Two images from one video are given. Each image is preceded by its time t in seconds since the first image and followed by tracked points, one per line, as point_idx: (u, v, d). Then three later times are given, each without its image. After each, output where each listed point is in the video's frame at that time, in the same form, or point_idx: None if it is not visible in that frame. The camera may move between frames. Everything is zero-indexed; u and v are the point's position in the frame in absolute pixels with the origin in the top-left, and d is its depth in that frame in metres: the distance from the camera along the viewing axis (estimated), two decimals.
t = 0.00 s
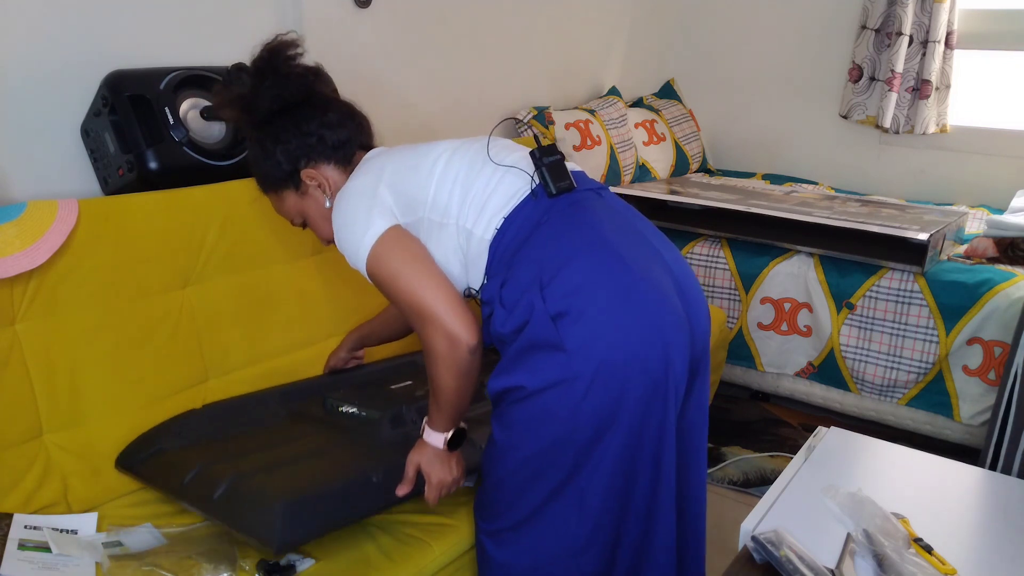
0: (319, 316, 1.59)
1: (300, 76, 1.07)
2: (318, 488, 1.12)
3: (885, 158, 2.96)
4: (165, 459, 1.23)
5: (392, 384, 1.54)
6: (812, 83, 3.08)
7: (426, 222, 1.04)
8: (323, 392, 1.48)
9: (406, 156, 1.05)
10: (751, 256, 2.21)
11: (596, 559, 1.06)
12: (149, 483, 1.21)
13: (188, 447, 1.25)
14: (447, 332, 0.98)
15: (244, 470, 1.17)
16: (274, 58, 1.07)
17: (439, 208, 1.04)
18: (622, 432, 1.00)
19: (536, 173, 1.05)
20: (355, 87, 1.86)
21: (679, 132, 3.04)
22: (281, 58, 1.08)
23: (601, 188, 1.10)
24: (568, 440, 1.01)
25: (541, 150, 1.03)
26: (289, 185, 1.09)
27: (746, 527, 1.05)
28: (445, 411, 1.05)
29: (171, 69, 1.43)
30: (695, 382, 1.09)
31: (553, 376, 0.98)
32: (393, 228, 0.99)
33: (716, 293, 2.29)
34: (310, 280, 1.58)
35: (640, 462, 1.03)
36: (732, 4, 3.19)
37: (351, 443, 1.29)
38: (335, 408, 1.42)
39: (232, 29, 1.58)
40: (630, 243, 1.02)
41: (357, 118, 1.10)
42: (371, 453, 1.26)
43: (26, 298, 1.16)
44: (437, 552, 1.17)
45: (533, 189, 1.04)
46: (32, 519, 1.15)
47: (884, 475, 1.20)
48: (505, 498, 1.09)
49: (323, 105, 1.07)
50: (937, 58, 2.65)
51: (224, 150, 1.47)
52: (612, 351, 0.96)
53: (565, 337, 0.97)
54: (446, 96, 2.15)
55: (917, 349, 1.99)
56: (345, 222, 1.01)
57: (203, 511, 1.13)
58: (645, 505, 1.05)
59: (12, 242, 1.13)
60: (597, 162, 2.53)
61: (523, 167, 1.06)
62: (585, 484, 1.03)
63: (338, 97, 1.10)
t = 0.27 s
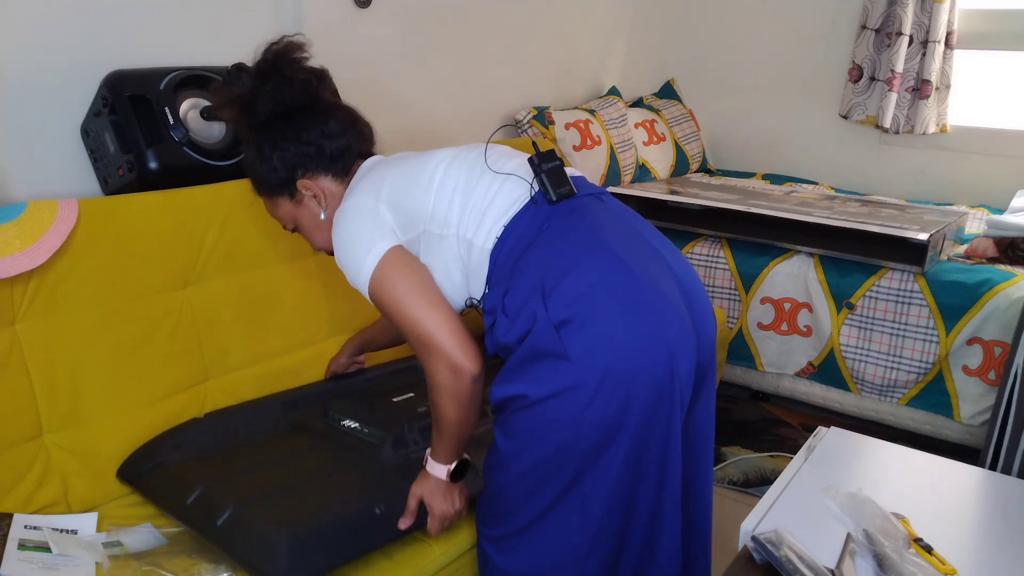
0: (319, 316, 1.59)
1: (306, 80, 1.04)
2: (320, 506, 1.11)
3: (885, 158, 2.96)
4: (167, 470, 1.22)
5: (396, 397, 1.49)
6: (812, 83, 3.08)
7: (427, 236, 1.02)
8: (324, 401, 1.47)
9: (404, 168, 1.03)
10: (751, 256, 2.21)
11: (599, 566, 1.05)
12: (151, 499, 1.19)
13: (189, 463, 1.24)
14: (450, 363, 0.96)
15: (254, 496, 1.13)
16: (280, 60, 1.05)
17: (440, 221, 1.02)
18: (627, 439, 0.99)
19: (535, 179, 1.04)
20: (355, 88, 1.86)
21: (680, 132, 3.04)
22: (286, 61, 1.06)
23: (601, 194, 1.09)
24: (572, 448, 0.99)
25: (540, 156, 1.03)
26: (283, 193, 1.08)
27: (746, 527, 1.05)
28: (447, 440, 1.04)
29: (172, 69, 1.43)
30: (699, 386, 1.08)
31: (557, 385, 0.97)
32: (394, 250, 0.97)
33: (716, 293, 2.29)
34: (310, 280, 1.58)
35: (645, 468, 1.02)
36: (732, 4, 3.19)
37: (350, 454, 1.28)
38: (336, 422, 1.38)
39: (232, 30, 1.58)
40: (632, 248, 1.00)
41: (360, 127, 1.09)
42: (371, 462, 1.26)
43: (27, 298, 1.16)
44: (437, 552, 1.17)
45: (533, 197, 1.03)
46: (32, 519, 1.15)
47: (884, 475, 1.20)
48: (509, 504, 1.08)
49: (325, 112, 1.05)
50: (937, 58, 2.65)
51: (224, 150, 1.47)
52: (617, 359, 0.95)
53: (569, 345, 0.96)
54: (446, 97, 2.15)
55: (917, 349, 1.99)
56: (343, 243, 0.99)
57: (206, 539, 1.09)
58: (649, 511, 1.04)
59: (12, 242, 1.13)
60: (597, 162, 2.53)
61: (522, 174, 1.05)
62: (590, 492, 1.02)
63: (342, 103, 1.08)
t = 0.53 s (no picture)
0: (319, 316, 1.59)
1: (314, 83, 1.05)
2: (325, 529, 1.10)
3: (885, 158, 2.96)
4: (169, 485, 1.22)
5: (401, 406, 1.46)
6: (811, 83, 3.08)
7: (416, 247, 1.00)
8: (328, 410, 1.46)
9: (391, 179, 1.00)
10: (751, 256, 2.21)
11: None
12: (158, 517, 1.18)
13: (190, 479, 1.23)
14: (444, 383, 0.94)
15: (261, 519, 1.12)
16: (289, 63, 1.05)
17: (427, 231, 0.99)
18: (619, 451, 0.94)
19: (523, 185, 1.00)
20: (354, 87, 1.86)
21: (679, 132, 3.04)
22: (295, 65, 1.06)
23: (595, 198, 1.05)
24: (561, 460, 0.95)
25: (527, 161, 0.99)
26: (279, 196, 1.07)
27: (746, 527, 1.05)
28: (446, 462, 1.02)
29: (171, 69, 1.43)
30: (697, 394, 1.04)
31: (545, 395, 0.93)
32: (388, 267, 0.95)
33: (716, 293, 2.29)
34: (310, 279, 1.57)
35: (639, 479, 0.98)
36: (732, 4, 3.19)
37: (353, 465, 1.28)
38: (341, 435, 1.36)
39: (231, 29, 1.58)
40: (624, 252, 0.96)
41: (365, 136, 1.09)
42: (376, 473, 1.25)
43: (26, 298, 1.16)
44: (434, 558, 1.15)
45: (521, 204, 0.99)
46: (32, 519, 1.15)
47: (884, 475, 1.20)
48: (500, 516, 1.04)
49: (331, 117, 1.05)
50: (937, 58, 2.65)
51: (224, 150, 1.47)
52: (606, 367, 0.91)
53: (555, 353, 0.92)
54: (446, 97, 2.15)
55: (917, 349, 1.99)
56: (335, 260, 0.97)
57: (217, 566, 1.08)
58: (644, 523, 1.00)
59: (12, 242, 1.13)
60: (597, 162, 2.53)
61: (511, 181, 1.01)
62: (580, 505, 0.97)
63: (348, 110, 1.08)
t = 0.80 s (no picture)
0: (320, 315, 1.59)
1: (305, 88, 1.04)
2: (326, 539, 1.10)
3: (885, 158, 2.96)
4: (171, 491, 1.22)
5: (402, 412, 1.46)
6: (811, 83, 3.08)
7: (397, 259, 0.98)
8: (329, 414, 1.46)
9: (367, 189, 0.98)
10: (751, 256, 2.21)
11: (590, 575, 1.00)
12: (156, 522, 1.18)
13: (191, 485, 1.23)
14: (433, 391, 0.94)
15: (263, 530, 1.11)
16: (280, 66, 1.04)
17: (406, 242, 0.96)
18: (606, 447, 0.93)
19: (495, 188, 0.97)
20: (354, 87, 1.86)
21: (679, 132, 3.04)
22: (286, 68, 1.05)
23: (574, 189, 1.02)
24: (546, 460, 0.93)
25: (496, 162, 0.97)
26: (264, 198, 1.07)
27: (746, 527, 1.05)
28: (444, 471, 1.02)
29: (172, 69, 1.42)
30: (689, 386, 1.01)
31: (526, 393, 0.91)
32: (373, 278, 0.95)
33: (716, 293, 2.29)
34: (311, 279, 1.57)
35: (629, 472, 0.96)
36: (732, 4, 3.19)
37: (352, 468, 1.28)
38: (341, 440, 1.36)
39: (231, 30, 1.58)
40: (602, 246, 0.93)
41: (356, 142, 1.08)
42: (376, 476, 1.25)
43: (26, 298, 1.16)
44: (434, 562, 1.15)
45: (492, 208, 0.97)
46: (32, 519, 1.16)
47: (884, 474, 1.20)
48: (492, 516, 1.02)
49: (319, 121, 1.04)
50: (937, 58, 2.65)
51: (223, 150, 1.47)
52: (585, 364, 0.89)
53: (534, 353, 0.90)
54: (445, 97, 2.15)
55: (917, 349, 1.99)
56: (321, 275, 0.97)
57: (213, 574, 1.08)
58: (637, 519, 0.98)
59: (12, 242, 1.13)
60: (597, 162, 2.53)
61: (482, 185, 0.97)
62: (571, 504, 0.96)
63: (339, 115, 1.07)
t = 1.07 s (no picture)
0: (320, 316, 1.59)
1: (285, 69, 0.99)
2: (326, 541, 1.10)
3: (885, 158, 2.96)
4: (172, 492, 1.22)
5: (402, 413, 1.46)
6: (812, 83, 3.08)
7: (374, 251, 0.95)
8: (330, 416, 1.45)
9: (344, 179, 0.94)
10: (751, 256, 2.21)
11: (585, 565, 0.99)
12: (155, 523, 1.18)
13: (191, 486, 1.23)
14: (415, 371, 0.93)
15: (264, 531, 1.11)
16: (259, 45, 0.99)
17: (385, 236, 0.94)
18: (591, 429, 0.92)
19: (471, 179, 0.95)
20: (353, 87, 1.86)
21: (679, 132, 3.04)
22: (263, 50, 1.00)
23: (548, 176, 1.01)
24: (534, 447, 0.91)
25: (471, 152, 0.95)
26: (236, 179, 1.02)
27: (746, 526, 1.05)
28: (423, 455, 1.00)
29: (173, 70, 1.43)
30: (668, 367, 1.00)
31: (508, 378, 0.89)
32: (354, 263, 0.91)
33: (716, 293, 2.29)
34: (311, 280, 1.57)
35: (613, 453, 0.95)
36: (732, 4, 3.19)
37: (351, 469, 1.29)
38: (342, 441, 1.37)
39: (231, 30, 1.58)
40: (579, 229, 0.92)
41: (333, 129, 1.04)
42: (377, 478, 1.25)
43: (26, 298, 1.16)
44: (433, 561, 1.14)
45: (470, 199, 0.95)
46: (32, 519, 1.16)
47: (885, 474, 1.20)
48: (483, 511, 0.99)
49: (296, 105, 0.99)
50: (937, 58, 2.65)
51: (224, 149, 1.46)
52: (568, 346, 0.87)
53: (516, 337, 0.88)
54: (445, 97, 2.15)
55: (917, 349, 1.99)
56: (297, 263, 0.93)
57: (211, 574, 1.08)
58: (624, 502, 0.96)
59: (12, 242, 1.13)
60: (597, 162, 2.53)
61: (459, 176, 0.96)
62: (562, 492, 0.94)
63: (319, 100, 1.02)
